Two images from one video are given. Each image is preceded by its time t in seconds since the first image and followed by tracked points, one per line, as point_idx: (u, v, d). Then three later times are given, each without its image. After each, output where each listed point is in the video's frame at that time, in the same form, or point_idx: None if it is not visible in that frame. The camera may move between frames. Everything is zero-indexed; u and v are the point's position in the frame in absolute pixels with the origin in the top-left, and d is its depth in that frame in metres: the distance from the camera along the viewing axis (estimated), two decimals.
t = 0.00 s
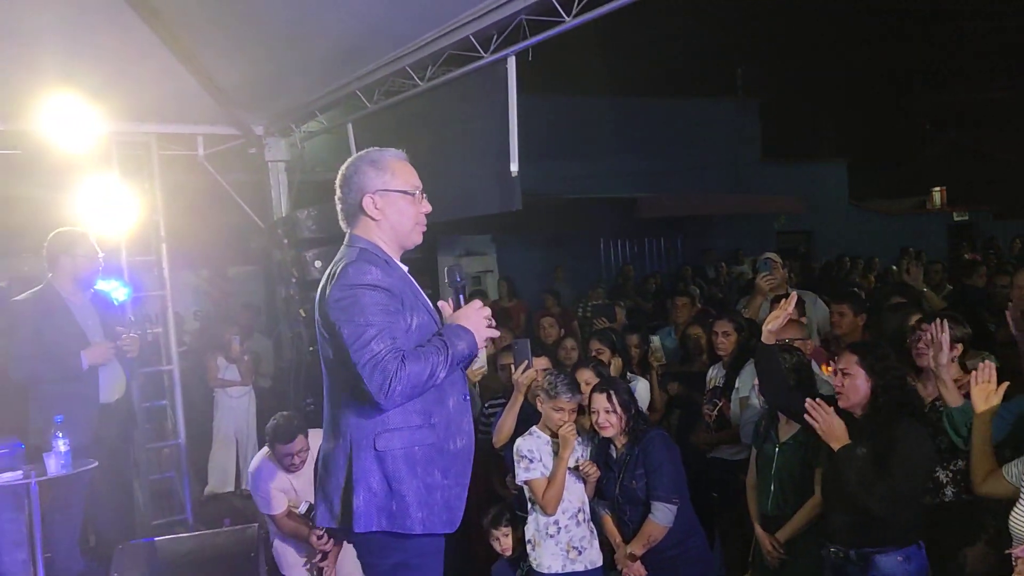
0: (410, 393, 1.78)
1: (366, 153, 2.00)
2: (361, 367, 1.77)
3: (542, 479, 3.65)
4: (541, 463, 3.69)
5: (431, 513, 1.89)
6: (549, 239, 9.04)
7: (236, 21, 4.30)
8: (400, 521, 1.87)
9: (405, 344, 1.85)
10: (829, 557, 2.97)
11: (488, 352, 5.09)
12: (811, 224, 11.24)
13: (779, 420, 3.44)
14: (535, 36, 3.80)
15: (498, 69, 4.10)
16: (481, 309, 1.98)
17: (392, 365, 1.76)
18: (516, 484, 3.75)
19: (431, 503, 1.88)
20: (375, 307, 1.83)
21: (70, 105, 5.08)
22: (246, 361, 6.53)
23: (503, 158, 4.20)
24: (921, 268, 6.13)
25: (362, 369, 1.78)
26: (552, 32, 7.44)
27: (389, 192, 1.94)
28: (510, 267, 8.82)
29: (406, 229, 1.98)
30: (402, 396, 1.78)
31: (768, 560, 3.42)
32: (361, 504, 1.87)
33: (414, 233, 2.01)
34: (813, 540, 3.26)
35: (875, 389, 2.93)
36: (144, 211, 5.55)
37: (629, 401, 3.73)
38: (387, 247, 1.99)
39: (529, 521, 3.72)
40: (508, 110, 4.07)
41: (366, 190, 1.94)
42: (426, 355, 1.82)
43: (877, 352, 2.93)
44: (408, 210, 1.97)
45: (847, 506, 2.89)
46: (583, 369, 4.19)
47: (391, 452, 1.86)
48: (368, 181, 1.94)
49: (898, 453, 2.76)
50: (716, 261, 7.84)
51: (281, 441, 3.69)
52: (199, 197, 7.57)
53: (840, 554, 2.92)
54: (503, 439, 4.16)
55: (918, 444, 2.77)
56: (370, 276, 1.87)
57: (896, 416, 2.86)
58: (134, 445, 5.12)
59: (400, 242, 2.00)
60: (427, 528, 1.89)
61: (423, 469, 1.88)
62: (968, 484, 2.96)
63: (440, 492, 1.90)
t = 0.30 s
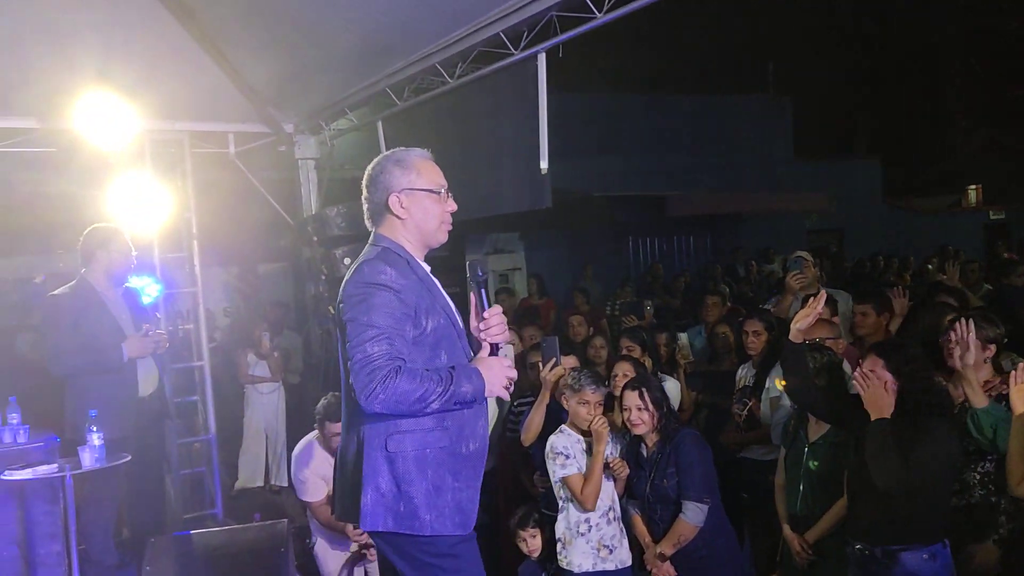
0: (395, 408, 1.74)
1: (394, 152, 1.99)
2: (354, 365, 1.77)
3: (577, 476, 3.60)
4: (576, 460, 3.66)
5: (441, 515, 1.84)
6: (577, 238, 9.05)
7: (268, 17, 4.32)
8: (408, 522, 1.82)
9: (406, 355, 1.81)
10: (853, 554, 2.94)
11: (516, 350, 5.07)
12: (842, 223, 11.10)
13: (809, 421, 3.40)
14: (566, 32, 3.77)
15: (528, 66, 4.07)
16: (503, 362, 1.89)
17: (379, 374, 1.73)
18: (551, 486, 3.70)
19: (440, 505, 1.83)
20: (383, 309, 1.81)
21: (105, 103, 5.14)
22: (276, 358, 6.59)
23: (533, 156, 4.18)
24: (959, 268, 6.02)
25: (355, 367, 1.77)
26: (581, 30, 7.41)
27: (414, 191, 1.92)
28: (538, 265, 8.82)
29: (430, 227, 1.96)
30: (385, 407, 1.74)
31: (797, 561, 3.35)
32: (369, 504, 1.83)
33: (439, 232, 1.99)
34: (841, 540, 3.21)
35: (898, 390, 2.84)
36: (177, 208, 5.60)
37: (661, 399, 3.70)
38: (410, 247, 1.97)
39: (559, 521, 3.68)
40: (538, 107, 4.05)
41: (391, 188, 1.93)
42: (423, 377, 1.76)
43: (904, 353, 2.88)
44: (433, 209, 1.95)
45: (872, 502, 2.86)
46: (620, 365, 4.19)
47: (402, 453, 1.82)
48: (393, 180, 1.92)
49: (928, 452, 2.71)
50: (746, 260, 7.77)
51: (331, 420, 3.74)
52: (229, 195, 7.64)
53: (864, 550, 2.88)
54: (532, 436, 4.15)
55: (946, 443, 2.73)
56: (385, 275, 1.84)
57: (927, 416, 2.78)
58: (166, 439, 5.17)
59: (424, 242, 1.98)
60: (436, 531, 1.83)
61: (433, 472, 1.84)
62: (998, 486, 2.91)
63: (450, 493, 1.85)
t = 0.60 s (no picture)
0: (425, 409, 1.71)
1: (418, 148, 1.95)
2: (384, 366, 1.73)
3: (608, 472, 3.57)
4: (604, 456, 3.64)
5: (473, 515, 1.82)
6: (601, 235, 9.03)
7: (293, 16, 4.34)
8: (440, 523, 1.80)
9: (435, 355, 1.78)
10: (873, 552, 2.90)
11: (539, 346, 5.06)
12: (869, 220, 10.97)
13: (835, 418, 3.33)
14: (591, 28, 3.74)
15: (552, 62, 4.04)
16: (533, 364, 1.86)
17: (411, 375, 1.69)
18: (581, 483, 3.68)
19: (473, 505, 1.81)
20: (411, 308, 1.76)
21: (133, 101, 5.20)
22: (300, 353, 6.64)
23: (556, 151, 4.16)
24: (989, 265, 5.92)
25: (385, 368, 1.73)
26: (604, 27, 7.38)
27: (440, 187, 1.88)
28: (562, 262, 8.83)
29: (455, 224, 1.92)
30: (416, 408, 1.70)
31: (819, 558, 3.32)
32: (401, 505, 1.81)
33: (464, 229, 1.95)
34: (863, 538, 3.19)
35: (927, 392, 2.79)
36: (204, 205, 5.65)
37: (686, 397, 3.68)
38: (435, 244, 1.93)
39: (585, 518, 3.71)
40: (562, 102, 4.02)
41: (416, 185, 1.89)
42: (454, 378, 1.73)
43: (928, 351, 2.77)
44: (458, 206, 1.91)
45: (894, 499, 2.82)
46: (645, 361, 4.15)
47: (434, 454, 1.80)
48: (418, 176, 1.89)
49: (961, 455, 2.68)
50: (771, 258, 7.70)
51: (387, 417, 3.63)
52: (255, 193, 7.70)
53: (886, 548, 2.84)
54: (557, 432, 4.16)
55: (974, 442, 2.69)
56: (412, 274, 1.80)
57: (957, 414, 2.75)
58: (192, 434, 5.23)
59: (450, 238, 1.95)
60: (469, 531, 1.81)
61: (465, 471, 1.81)
62: None
63: (483, 493, 1.83)
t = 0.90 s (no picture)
0: (460, 418, 1.63)
1: (452, 143, 1.89)
2: (416, 373, 1.65)
3: (624, 471, 3.56)
4: (622, 454, 3.62)
5: (511, 525, 1.75)
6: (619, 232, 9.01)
7: (311, 14, 4.36)
8: (477, 534, 1.74)
9: (470, 360, 1.69)
10: (892, 550, 2.85)
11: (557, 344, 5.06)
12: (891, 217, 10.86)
13: (853, 415, 3.28)
14: (609, 24, 3.72)
15: (569, 58, 4.02)
16: (573, 366, 1.75)
17: (444, 383, 1.61)
18: (598, 480, 3.68)
19: (511, 514, 1.75)
20: (444, 312, 1.68)
21: (154, 99, 5.24)
22: (319, 350, 6.68)
23: (573, 149, 4.14)
24: (1014, 262, 5.83)
25: (418, 376, 1.65)
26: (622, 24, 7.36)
27: (473, 184, 1.82)
28: (579, 260, 8.82)
29: (490, 223, 1.85)
30: (450, 417, 1.62)
31: (833, 555, 3.31)
32: (437, 515, 1.74)
33: (499, 227, 1.87)
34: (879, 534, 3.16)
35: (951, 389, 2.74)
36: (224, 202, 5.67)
37: (703, 395, 3.65)
38: (469, 244, 1.87)
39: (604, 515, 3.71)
40: (580, 99, 4.00)
41: (449, 182, 1.83)
42: (489, 384, 1.64)
43: (948, 349, 2.77)
44: (493, 203, 1.84)
45: (915, 495, 2.77)
46: (663, 358, 4.12)
47: (470, 463, 1.72)
48: (451, 173, 1.82)
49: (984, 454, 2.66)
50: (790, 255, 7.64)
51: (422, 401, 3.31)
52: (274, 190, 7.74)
53: (908, 545, 2.79)
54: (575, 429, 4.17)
55: (995, 440, 2.67)
56: (444, 276, 1.72)
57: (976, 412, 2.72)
58: (213, 429, 5.28)
59: (484, 238, 1.88)
60: (507, 541, 1.75)
61: (502, 480, 1.74)
62: None
63: (521, 502, 1.76)
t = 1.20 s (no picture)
0: (497, 415, 1.48)
1: (494, 126, 1.76)
2: (451, 366, 1.51)
3: (633, 470, 3.55)
4: (632, 453, 3.59)
5: (550, 539, 1.58)
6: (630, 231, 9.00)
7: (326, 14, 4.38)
8: (513, 546, 1.57)
9: (508, 354, 1.55)
10: (909, 548, 2.84)
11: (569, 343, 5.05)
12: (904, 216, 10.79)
13: (863, 412, 3.27)
14: (621, 22, 3.69)
15: (581, 57, 4.00)
16: (619, 363, 1.59)
17: (480, 377, 1.47)
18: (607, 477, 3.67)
19: (551, 527, 1.57)
20: (481, 301, 1.54)
21: (165, 96, 5.23)
22: (331, 349, 6.69)
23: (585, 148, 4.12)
24: None
25: (451, 369, 1.51)
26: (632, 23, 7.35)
27: (517, 171, 1.68)
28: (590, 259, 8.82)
29: (532, 213, 1.71)
30: (487, 413, 1.48)
31: (840, 552, 3.31)
32: (471, 524, 1.59)
33: (541, 220, 1.74)
34: (890, 533, 3.15)
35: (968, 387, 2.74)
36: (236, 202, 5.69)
37: (714, 394, 3.63)
38: (509, 235, 1.73)
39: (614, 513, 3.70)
40: (592, 98, 3.98)
41: (490, 169, 1.69)
42: (529, 379, 1.50)
43: (963, 346, 2.78)
44: (537, 193, 1.70)
45: (932, 496, 2.77)
46: (675, 357, 4.10)
47: (506, 467, 1.56)
48: (492, 159, 1.69)
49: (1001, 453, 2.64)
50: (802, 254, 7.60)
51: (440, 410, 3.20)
52: (288, 189, 7.78)
53: (924, 545, 2.78)
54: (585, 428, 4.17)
55: (1012, 439, 2.65)
56: (481, 265, 1.59)
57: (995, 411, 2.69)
58: (226, 428, 5.29)
59: (525, 230, 1.74)
60: (547, 557, 1.57)
61: (541, 489, 1.57)
62: None
63: (561, 513, 1.59)
